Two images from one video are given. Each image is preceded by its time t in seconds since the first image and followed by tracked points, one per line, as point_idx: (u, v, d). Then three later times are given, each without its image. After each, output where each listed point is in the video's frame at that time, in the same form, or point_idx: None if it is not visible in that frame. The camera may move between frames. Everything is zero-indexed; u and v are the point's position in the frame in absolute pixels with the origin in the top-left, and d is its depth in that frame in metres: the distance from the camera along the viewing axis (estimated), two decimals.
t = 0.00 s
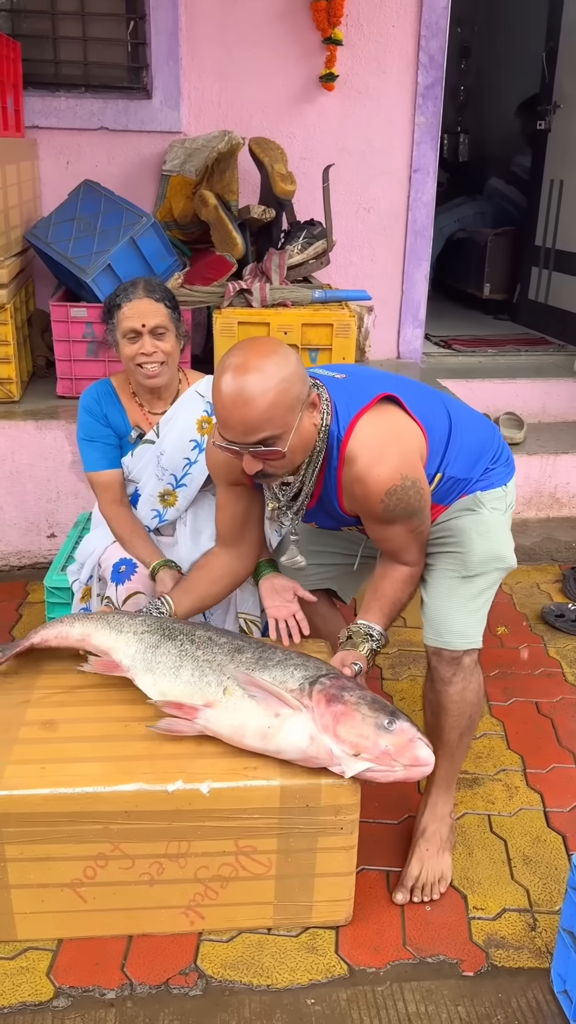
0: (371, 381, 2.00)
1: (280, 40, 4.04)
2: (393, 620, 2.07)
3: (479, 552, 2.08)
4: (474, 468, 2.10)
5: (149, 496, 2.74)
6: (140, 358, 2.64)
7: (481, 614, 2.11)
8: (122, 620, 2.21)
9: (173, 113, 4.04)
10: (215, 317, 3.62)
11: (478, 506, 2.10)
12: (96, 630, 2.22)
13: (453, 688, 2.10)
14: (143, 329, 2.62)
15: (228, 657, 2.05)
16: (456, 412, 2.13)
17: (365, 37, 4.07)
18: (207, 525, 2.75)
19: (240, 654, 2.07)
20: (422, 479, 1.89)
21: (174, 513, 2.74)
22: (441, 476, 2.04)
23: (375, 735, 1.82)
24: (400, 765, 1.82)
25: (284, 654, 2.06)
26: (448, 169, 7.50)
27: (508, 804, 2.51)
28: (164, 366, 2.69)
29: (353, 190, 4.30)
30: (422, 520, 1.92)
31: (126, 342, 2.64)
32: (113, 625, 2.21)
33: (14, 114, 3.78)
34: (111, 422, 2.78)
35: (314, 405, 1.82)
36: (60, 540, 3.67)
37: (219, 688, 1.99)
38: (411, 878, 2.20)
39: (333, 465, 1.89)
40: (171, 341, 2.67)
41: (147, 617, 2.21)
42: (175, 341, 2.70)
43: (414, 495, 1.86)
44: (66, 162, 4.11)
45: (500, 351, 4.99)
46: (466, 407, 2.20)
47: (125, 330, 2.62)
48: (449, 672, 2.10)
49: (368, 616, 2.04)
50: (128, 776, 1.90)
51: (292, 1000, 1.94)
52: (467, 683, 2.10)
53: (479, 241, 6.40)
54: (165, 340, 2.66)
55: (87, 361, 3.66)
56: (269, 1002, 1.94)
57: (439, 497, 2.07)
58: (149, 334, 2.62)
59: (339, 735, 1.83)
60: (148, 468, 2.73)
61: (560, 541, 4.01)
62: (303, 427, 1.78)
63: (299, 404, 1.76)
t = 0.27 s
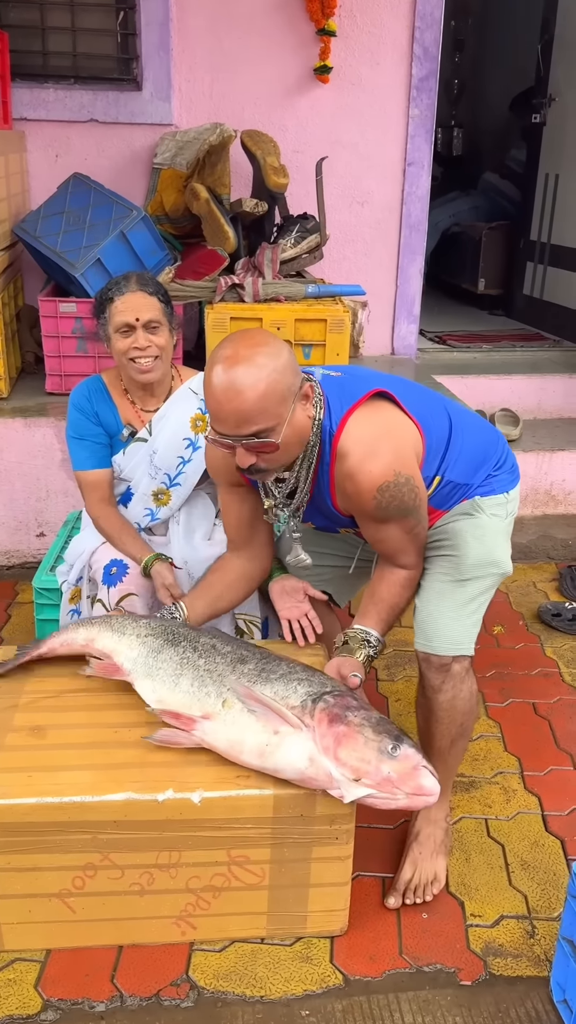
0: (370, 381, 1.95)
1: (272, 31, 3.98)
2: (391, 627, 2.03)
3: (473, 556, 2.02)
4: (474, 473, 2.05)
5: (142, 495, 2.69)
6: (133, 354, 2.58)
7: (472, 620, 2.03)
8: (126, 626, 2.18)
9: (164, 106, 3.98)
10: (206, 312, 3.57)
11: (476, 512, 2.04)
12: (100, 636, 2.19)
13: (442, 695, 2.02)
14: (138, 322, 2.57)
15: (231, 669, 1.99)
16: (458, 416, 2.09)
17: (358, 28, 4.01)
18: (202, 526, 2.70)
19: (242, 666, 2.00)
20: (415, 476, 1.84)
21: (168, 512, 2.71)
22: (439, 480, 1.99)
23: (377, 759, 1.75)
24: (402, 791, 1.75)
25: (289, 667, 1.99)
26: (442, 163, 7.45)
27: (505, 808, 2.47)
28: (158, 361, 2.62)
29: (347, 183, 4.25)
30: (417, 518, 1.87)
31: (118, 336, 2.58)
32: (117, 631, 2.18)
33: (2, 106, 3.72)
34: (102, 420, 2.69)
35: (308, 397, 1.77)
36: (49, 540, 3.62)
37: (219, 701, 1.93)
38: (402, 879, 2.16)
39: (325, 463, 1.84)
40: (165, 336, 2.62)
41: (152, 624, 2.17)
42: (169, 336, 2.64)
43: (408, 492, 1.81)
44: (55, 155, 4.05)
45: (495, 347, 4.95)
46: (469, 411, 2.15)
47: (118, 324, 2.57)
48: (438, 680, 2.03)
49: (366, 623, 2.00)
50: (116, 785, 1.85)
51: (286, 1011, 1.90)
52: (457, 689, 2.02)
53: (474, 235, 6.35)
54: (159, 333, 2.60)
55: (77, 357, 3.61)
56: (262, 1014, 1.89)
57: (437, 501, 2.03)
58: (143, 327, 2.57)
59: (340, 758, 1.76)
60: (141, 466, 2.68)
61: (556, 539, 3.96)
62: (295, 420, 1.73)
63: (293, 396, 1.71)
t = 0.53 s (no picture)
0: (360, 386, 1.89)
1: (260, 25, 3.88)
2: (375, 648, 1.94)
3: (453, 568, 1.93)
4: (462, 487, 1.98)
5: (118, 500, 2.60)
6: (111, 352, 2.49)
7: (452, 637, 1.93)
8: (143, 595, 2.09)
9: (150, 101, 3.89)
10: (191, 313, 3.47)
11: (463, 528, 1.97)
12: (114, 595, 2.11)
13: (421, 714, 1.91)
14: (117, 320, 2.48)
15: (231, 663, 1.89)
16: (449, 426, 2.02)
17: (349, 22, 3.92)
18: (180, 534, 2.60)
19: (244, 665, 1.89)
20: (401, 491, 1.74)
21: (145, 518, 2.62)
22: (427, 492, 1.93)
23: (358, 794, 1.61)
24: (378, 834, 1.60)
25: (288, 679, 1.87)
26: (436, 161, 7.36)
27: (496, 828, 2.38)
28: (137, 359, 2.53)
29: (337, 181, 4.16)
30: (401, 536, 1.78)
31: (96, 333, 2.48)
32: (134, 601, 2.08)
33: None
34: (76, 422, 2.59)
35: (289, 403, 1.69)
36: (30, 546, 3.52)
37: (214, 693, 1.84)
38: (389, 906, 2.07)
39: (306, 473, 1.75)
40: (145, 334, 2.52)
41: (168, 600, 2.08)
42: (150, 334, 2.55)
43: (392, 508, 1.72)
44: (38, 151, 3.95)
45: (489, 347, 4.86)
46: (461, 422, 2.09)
47: (96, 321, 2.47)
48: (416, 699, 1.92)
49: (350, 645, 1.89)
50: (80, 811, 1.73)
51: None
52: (437, 709, 1.91)
53: (468, 234, 6.26)
54: (139, 331, 2.51)
55: (58, 358, 3.51)
56: None
57: (424, 513, 1.96)
58: (122, 325, 2.48)
59: (319, 785, 1.62)
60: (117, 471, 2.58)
61: (550, 544, 3.87)
62: (276, 427, 1.65)
63: (272, 401, 1.63)
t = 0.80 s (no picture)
0: (348, 417, 1.82)
1: (247, 30, 3.80)
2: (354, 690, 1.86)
3: (431, 596, 1.86)
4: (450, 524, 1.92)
5: (90, 517, 2.50)
6: (84, 363, 2.39)
7: (431, 675, 1.83)
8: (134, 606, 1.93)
9: (134, 107, 3.80)
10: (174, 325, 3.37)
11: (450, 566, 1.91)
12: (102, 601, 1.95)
13: (397, 756, 1.82)
14: (90, 331, 2.39)
15: (222, 686, 1.73)
16: (440, 460, 1.95)
17: (338, 27, 3.83)
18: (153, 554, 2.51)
19: (236, 691, 1.73)
20: (386, 528, 1.66)
21: (118, 536, 2.51)
22: (415, 529, 1.86)
23: (336, 849, 1.44)
24: (349, 897, 1.43)
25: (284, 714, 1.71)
26: (431, 168, 7.28)
27: (485, 866, 2.28)
28: (112, 371, 2.44)
29: (326, 189, 4.07)
30: (383, 573, 1.70)
31: (69, 344, 2.39)
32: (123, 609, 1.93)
33: None
34: (47, 436, 2.51)
35: (269, 432, 1.59)
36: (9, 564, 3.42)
37: (203, 713, 1.66)
38: (368, 953, 1.95)
39: (287, 507, 1.66)
40: (120, 346, 2.43)
41: (162, 615, 1.92)
42: (125, 346, 2.46)
43: (376, 547, 1.64)
44: (21, 159, 3.87)
45: (482, 358, 4.77)
46: (452, 455, 2.02)
47: (69, 332, 2.38)
48: (392, 741, 1.82)
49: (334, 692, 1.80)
50: (32, 858, 1.52)
51: None
52: (415, 751, 1.81)
53: (462, 242, 6.18)
54: (113, 343, 2.42)
55: (38, 371, 3.41)
56: None
57: (410, 550, 1.89)
58: (96, 336, 2.38)
59: (297, 833, 1.45)
60: (89, 486, 2.48)
61: (544, 561, 3.78)
62: (252, 458, 1.55)
63: (249, 432, 1.53)
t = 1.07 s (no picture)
0: (345, 440, 1.77)
1: (238, 44, 3.77)
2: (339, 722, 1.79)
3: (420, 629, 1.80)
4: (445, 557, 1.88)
5: (69, 536, 2.44)
6: (68, 379, 2.33)
7: (417, 713, 1.77)
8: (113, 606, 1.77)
9: (123, 120, 3.76)
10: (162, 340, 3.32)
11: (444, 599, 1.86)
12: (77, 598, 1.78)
13: (382, 797, 1.74)
14: (74, 346, 2.33)
15: (198, 700, 1.56)
16: (437, 491, 1.92)
17: (329, 40, 3.80)
18: (134, 574, 2.46)
19: (213, 708, 1.57)
20: (380, 555, 1.60)
21: (98, 556, 2.44)
22: (407, 560, 1.82)
23: (300, 886, 1.27)
24: (306, 941, 1.25)
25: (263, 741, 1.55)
26: (427, 181, 7.26)
27: (474, 899, 2.20)
28: (96, 388, 2.38)
29: (318, 203, 4.03)
30: (373, 602, 1.64)
31: (53, 359, 2.33)
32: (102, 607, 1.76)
33: None
34: (27, 452, 2.46)
35: (264, 444, 1.53)
36: None
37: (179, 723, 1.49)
38: (351, 992, 1.88)
39: (279, 525, 1.61)
40: (104, 361, 2.37)
41: (142, 621, 1.76)
42: (110, 361, 2.40)
43: (369, 574, 1.57)
44: (8, 171, 3.83)
45: (477, 372, 4.72)
46: (449, 487, 1.99)
47: (52, 347, 2.32)
48: (377, 782, 1.74)
49: (312, 722, 1.72)
50: None
51: None
52: (400, 792, 1.74)
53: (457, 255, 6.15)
54: (97, 359, 2.36)
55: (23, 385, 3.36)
56: None
57: (402, 580, 1.86)
58: (80, 351, 2.33)
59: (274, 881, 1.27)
60: (68, 504, 2.42)
61: (539, 579, 3.72)
62: (244, 468, 1.49)
63: (242, 441, 1.47)
